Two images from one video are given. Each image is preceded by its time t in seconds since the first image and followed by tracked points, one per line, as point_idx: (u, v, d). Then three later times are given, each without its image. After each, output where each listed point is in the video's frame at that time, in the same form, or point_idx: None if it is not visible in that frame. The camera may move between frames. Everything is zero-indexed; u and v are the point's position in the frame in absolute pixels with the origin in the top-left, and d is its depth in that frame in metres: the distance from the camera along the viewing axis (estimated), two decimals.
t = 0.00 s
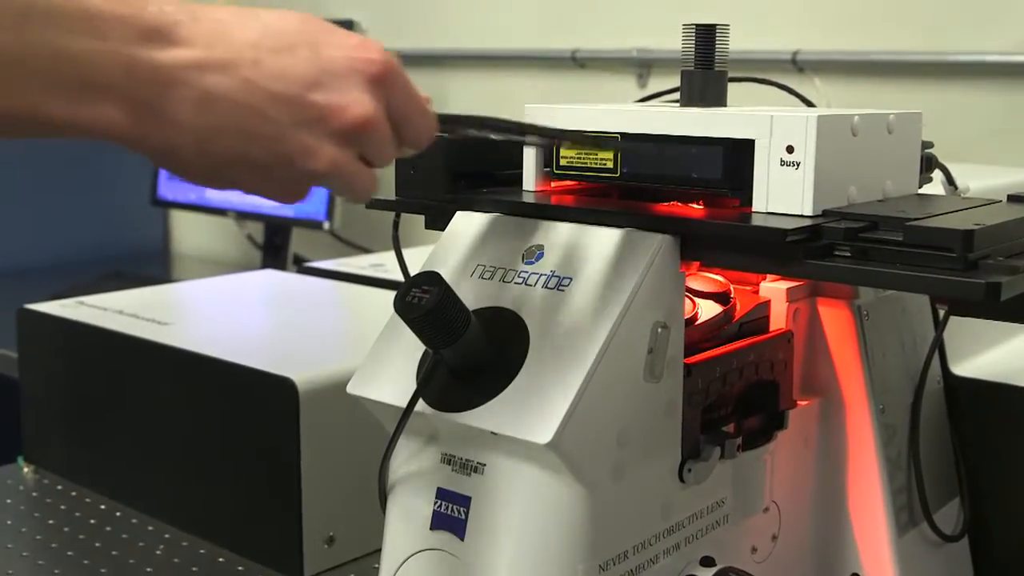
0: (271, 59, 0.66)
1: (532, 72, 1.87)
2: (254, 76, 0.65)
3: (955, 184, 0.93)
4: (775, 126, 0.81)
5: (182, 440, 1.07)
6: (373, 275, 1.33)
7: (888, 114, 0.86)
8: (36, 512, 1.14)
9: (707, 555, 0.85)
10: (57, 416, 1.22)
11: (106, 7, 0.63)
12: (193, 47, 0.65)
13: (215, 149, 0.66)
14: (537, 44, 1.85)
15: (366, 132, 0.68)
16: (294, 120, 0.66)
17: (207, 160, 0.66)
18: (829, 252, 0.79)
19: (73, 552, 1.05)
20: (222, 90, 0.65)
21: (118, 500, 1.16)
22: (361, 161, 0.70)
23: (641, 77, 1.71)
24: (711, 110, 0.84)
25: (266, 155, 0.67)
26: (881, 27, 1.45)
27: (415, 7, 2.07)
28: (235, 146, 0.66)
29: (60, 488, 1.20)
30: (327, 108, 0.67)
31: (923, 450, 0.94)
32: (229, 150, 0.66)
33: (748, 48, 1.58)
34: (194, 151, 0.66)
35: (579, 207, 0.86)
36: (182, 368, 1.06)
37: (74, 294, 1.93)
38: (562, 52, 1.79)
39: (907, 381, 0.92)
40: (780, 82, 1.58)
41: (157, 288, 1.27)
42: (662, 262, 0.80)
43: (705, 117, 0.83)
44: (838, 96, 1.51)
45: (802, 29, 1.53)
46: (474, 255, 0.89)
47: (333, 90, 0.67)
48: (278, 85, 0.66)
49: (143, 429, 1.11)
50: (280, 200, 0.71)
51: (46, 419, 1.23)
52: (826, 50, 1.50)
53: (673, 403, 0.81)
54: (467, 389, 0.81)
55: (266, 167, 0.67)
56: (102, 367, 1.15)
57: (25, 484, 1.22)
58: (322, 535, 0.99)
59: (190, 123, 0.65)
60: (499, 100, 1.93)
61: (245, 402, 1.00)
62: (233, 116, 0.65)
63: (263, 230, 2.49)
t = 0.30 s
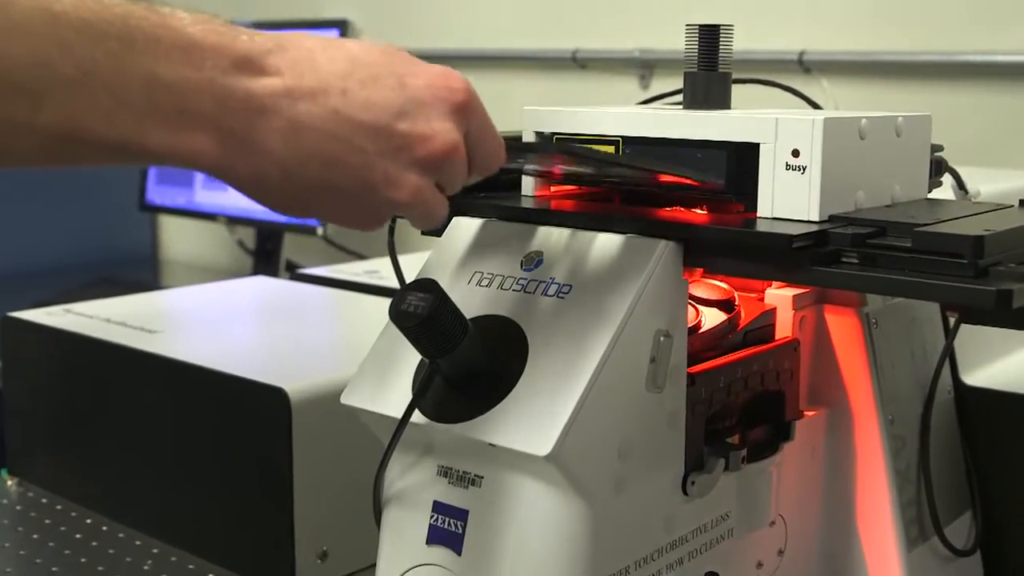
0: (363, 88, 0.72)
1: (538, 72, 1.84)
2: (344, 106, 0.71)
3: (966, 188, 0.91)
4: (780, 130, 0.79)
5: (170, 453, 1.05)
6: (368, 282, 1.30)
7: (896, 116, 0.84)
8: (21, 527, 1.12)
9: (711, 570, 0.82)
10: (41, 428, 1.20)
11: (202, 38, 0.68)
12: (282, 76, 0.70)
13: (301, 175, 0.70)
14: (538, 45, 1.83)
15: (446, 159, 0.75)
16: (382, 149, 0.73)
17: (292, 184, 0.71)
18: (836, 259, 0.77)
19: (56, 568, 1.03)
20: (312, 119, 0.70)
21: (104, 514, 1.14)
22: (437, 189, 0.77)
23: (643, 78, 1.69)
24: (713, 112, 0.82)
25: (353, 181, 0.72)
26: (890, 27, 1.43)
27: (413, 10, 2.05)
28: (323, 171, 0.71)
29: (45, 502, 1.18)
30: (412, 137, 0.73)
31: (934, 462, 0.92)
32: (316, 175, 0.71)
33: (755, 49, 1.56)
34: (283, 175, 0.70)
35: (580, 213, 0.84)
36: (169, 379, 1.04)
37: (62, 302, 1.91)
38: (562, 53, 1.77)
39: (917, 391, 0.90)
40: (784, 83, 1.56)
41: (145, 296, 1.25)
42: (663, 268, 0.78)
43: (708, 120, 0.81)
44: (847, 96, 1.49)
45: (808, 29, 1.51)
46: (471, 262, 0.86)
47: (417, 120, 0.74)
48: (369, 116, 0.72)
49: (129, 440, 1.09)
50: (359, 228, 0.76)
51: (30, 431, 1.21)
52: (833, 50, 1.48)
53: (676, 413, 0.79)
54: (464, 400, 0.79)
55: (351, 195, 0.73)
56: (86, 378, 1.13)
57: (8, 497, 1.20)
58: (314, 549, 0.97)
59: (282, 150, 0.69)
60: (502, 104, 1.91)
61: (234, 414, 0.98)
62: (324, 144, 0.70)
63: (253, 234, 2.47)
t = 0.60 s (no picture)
0: (368, 107, 0.70)
1: (538, 70, 1.78)
2: (350, 125, 0.69)
3: (983, 189, 0.87)
4: (789, 128, 0.75)
5: (149, 467, 1.01)
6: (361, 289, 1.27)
7: (911, 114, 0.80)
8: None
9: None
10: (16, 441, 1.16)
11: (207, 56, 0.66)
12: (286, 94, 0.68)
13: (306, 197, 0.68)
14: (537, 41, 1.77)
15: (455, 180, 0.72)
16: (388, 169, 0.70)
17: (296, 205, 0.68)
18: (848, 263, 0.74)
19: None
20: (316, 138, 0.67)
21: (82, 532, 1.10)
22: (445, 211, 0.74)
23: (645, 73, 1.63)
24: (718, 109, 0.78)
25: (358, 203, 0.70)
26: (902, 21, 1.37)
27: (409, 6, 2.00)
28: (328, 192, 0.68)
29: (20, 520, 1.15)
30: (419, 156, 0.71)
31: (950, 474, 0.88)
32: (321, 196, 0.68)
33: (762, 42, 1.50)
34: (287, 197, 0.68)
35: (579, 216, 0.80)
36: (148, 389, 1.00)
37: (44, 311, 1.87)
38: (559, 47, 1.71)
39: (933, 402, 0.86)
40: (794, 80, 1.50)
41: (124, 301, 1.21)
42: (667, 273, 0.74)
43: (713, 119, 0.77)
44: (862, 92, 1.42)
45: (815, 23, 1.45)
46: (465, 267, 0.83)
47: (425, 139, 0.71)
48: (375, 135, 0.69)
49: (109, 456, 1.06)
50: (366, 251, 0.74)
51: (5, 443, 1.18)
52: (845, 45, 1.42)
53: (681, 424, 0.76)
54: (460, 410, 0.75)
55: (357, 218, 0.70)
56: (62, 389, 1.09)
57: None
58: (302, 567, 0.94)
59: (287, 171, 0.67)
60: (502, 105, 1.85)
61: (216, 425, 0.94)
62: (330, 165, 0.68)
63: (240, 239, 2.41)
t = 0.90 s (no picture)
0: (364, 112, 0.67)
1: (535, 66, 1.72)
2: (345, 131, 0.66)
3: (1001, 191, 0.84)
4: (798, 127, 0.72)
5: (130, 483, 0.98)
6: (353, 297, 1.23)
7: (925, 112, 0.77)
8: None
9: None
10: None
11: (196, 59, 0.64)
12: (278, 98, 0.65)
13: (298, 204, 0.65)
14: (532, 35, 1.71)
15: (455, 188, 0.69)
16: (385, 178, 0.67)
17: (287, 213, 0.65)
18: (858, 269, 0.70)
19: None
20: (310, 145, 0.64)
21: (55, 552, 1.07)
22: (445, 221, 0.71)
23: (648, 69, 1.57)
24: (722, 108, 0.75)
25: (354, 213, 0.66)
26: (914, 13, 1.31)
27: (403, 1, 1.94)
28: (322, 202, 0.65)
29: None
30: (418, 163, 0.68)
31: (968, 490, 0.85)
32: (315, 206, 0.65)
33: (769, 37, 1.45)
34: (280, 207, 0.65)
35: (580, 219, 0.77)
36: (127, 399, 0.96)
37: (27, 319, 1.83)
38: (557, 42, 1.65)
39: (951, 414, 0.83)
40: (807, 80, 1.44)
41: (101, 309, 1.17)
42: (669, 280, 0.71)
43: (718, 117, 0.74)
44: (873, 89, 1.36)
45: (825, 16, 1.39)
46: (459, 271, 0.79)
47: (424, 146, 0.68)
48: (368, 139, 0.66)
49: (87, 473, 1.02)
50: (362, 264, 0.70)
51: None
52: (856, 39, 1.36)
53: (685, 436, 0.72)
54: (454, 424, 0.72)
55: (354, 228, 0.67)
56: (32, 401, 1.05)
57: None
58: None
59: (280, 180, 0.64)
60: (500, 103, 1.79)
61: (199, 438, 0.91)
62: (325, 172, 0.65)
63: (219, 244, 2.34)
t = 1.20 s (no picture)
0: (353, 115, 0.63)
1: (525, 59, 1.63)
2: (332, 136, 0.62)
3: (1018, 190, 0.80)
4: (806, 122, 0.68)
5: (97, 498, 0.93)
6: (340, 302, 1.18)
7: (940, 106, 0.73)
8: None
9: None
10: None
11: (175, 58, 0.60)
12: (261, 99, 0.61)
13: (280, 211, 0.62)
14: (526, 24, 1.63)
15: (447, 195, 0.65)
16: (375, 185, 0.63)
17: (268, 218, 0.62)
18: (871, 272, 0.67)
19: None
20: (294, 149, 0.61)
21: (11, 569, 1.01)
22: (436, 226, 0.67)
23: (650, 61, 1.49)
24: (727, 102, 0.71)
25: (343, 222, 0.63)
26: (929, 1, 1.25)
27: None
28: (308, 210, 0.62)
29: None
30: (409, 169, 0.64)
31: (986, 503, 0.81)
32: (301, 214, 0.62)
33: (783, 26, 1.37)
34: (263, 217, 0.62)
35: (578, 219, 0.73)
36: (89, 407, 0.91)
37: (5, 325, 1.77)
38: (554, 33, 1.56)
39: (968, 426, 0.79)
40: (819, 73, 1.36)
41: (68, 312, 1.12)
42: (668, 287, 0.67)
43: (722, 112, 0.70)
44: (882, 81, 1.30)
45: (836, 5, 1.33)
46: (451, 275, 0.76)
47: (415, 150, 0.65)
48: (358, 144, 0.63)
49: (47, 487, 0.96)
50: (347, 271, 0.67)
51: None
52: (868, 28, 1.30)
53: (687, 450, 0.68)
54: (443, 435, 0.68)
55: (342, 237, 0.64)
56: None
57: None
58: None
59: (263, 187, 0.61)
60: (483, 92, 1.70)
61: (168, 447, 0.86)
62: (312, 179, 0.61)
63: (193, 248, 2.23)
